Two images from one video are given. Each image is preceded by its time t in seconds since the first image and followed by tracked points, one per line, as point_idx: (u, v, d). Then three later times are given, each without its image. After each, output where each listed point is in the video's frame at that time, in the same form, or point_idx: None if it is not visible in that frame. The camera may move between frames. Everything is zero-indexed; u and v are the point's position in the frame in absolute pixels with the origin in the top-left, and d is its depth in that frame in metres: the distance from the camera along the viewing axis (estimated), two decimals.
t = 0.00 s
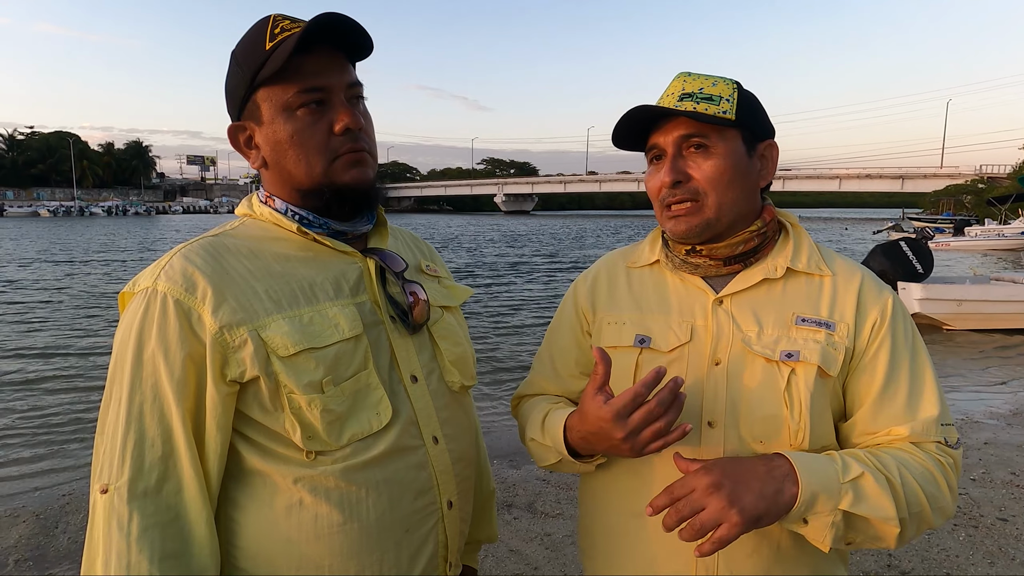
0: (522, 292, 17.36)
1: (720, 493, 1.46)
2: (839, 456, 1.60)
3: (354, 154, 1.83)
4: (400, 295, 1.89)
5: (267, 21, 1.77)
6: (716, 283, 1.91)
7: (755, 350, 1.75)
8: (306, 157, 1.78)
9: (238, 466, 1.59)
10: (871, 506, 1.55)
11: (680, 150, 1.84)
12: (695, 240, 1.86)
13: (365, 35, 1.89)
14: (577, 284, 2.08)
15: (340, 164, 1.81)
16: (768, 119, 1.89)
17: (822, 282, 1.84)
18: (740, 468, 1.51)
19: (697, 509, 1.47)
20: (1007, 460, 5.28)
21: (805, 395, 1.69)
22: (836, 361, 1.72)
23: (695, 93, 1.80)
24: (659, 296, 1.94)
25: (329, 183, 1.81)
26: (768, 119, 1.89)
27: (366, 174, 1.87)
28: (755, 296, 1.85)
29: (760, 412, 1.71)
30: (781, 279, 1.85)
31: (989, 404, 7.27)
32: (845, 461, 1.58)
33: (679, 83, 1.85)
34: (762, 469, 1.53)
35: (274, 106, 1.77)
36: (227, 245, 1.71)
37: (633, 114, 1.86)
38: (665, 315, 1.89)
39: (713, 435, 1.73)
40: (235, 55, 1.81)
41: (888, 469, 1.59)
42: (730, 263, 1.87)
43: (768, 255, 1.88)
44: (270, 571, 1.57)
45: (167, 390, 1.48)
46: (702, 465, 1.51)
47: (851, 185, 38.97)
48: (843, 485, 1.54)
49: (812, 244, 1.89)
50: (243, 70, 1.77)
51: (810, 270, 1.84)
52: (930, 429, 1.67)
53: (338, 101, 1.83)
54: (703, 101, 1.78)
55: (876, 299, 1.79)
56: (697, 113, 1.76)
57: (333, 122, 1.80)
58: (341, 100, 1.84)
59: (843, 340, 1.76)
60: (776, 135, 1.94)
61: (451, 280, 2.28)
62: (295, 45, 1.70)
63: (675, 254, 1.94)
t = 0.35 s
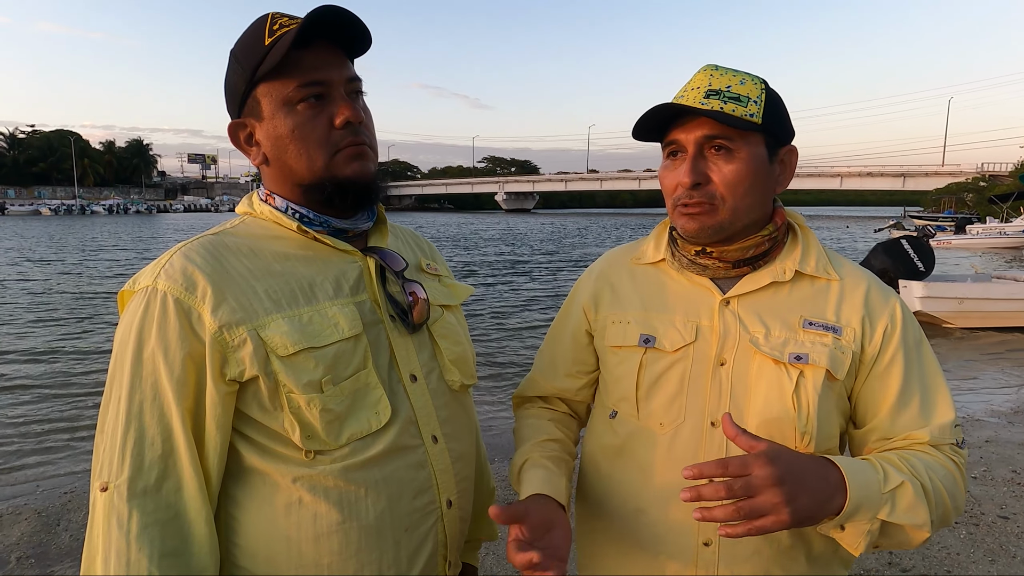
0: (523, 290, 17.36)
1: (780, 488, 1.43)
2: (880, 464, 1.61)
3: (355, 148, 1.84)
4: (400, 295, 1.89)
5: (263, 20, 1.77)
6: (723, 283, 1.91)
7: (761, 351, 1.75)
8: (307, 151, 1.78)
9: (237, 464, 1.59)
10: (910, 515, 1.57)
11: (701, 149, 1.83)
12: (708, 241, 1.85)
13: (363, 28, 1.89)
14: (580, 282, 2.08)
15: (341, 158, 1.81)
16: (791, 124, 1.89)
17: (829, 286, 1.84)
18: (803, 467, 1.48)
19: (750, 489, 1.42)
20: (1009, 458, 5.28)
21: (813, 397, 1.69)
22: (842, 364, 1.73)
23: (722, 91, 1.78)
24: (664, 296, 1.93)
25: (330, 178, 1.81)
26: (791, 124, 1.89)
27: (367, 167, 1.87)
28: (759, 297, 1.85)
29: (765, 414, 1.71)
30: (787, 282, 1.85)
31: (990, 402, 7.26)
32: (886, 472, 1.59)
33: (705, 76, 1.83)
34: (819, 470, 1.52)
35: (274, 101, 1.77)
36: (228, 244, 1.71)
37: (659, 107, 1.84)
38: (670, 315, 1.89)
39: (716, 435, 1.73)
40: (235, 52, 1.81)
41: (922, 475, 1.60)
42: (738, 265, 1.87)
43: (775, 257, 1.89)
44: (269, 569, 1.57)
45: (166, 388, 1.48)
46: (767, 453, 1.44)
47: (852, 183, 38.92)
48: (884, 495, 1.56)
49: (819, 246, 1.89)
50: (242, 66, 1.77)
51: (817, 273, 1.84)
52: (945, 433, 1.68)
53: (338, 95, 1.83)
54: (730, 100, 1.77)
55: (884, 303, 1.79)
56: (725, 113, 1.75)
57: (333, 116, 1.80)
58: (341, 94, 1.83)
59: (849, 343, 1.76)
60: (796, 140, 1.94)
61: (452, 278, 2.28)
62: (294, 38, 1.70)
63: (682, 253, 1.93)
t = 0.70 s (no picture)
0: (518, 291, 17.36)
1: (762, 464, 1.42)
2: (873, 461, 1.59)
3: (348, 148, 1.83)
4: (393, 296, 1.87)
5: (256, 20, 1.76)
6: (720, 282, 1.91)
7: (756, 351, 1.75)
8: (300, 151, 1.77)
9: (229, 467, 1.58)
10: (892, 513, 1.56)
11: (715, 130, 1.85)
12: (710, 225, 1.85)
13: (357, 28, 1.88)
14: (576, 278, 2.09)
15: (334, 158, 1.80)
16: (802, 133, 1.92)
17: (824, 288, 1.85)
18: (793, 455, 1.47)
19: (731, 453, 1.41)
20: (1000, 457, 5.31)
21: (806, 397, 1.71)
22: (836, 366, 1.74)
23: (746, 79, 1.82)
24: (660, 294, 1.93)
25: (324, 177, 1.80)
26: (802, 132, 1.92)
27: (362, 167, 1.86)
28: (755, 298, 1.85)
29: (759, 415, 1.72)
30: (783, 282, 1.86)
31: (981, 401, 7.31)
32: (876, 468, 1.58)
33: (731, 67, 1.87)
34: (810, 461, 1.51)
35: (267, 101, 1.76)
36: (220, 245, 1.71)
37: (682, 78, 1.87)
38: (666, 313, 1.89)
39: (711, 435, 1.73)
40: (226, 52, 1.80)
41: (911, 474, 1.60)
42: (738, 259, 1.86)
43: (773, 256, 1.89)
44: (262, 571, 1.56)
45: (157, 390, 1.47)
46: (765, 428, 1.43)
47: (845, 184, 39.11)
48: (867, 491, 1.56)
49: (815, 248, 1.90)
50: (234, 67, 1.77)
51: (813, 274, 1.84)
52: (938, 437, 1.67)
53: (331, 95, 1.83)
54: (752, 89, 1.80)
55: (878, 306, 1.81)
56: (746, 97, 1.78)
57: (326, 116, 1.79)
58: (334, 94, 1.83)
59: (844, 345, 1.77)
60: (806, 146, 1.97)
61: (445, 279, 2.28)
62: (287, 39, 1.69)
63: (682, 245, 1.94)
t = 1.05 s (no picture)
0: (516, 292, 17.36)
1: (751, 491, 1.42)
2: (870, 472, 1.61)
3: (346, 149, 1.84)
4: (391, 296, 1.88)
5: (254, 20, 1.76)
6: (721, 283, 1.92)
7: (756, 351, 1.76)
8: (298, 153, 1.78)
9: (228, 465, 1.58)
10: (896, 525, 1.57)
11: (699, 152, 1.82)
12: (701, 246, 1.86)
13: (355, 30, 1.88)
14: (579, 274, 2.08)
15: (333, 159, 1.81)
16: (796, 132, 1.88)
17: (825, 290, 1.85)
18: (782, 476, 1.47)
19: (718, 484, 1.42)
20: (997, 458, 5.33)
21: (805, 399, 1.71)
22: (835, 367, 1.74)
23: (728, 92, 1.79)
24: (661, 293, 1.94)
25: (322, 178, 1.80)
26: (796, 132, 1.88)
27: (360, 168, 1.87)
28: (755, 299, 1.86)
29: (757, 415, 1.73)
30: (784, 285, 1.87)
31: (978, 401, 7.33)
32: (874, 481, 1.59)
33: (715, 77, 1.83)
34: (803, 480, 1.50)
35: (265, 102, 1.77)
36: (218, 243, 1.71)
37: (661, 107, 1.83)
38: (667, 312, 1.89)
39: (711, 434, 1.74)
40: (224, 53, 1.80)
41: (910, 482, 1.62)
42: (734, 266, 1.88)
43: (772, 262, 1.90)
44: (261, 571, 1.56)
45: (155, 390, 1.47)
46: (749, 454, 1.43)
47: (842, 185, 39.19)
48: (867, 504, 1.56)
49: (818, 251, 1.90)
50: (231, 69, 1.77)
51: (814, 278, 1.85)
52: (940, 441, 1.69)
53: (329, 96, 1.83)
54: (735, 104, 1.77)
55: (879, 309, 1.82)
56: (727, 117, 1.76)
57: (325, 117, 1.80)
58: (332, 95, 1.84)
59: (844, 347, 1.77)
60: (801, 146, 1.93)
61: (442, 279, 2.28)
62: (284, 40, 1.69)
63: (680, 251, 1.94)
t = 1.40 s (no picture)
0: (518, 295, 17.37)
1: (805, 568, 1.44)
2: (897, 510, 1.63)
3: (347, 156, 1.84)
4: (392, 298, 1.89)
5: (257, 27, 1.78)
6: (722, 296, 1.92)
7: (761, 363, 1.76)
8: (299, 159, 1.79)
9: (229, 467, 1.59)
10: (926, 554, 1.62)
11: (688, 176, 1.81)
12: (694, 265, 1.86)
13: (358, 37, 1.90)
14: (579, 290, 2.09)
15: (334, 165, 1.81)
16: (792, 148, 1.85)
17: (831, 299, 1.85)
18: (830, 542, 1.48)
19: (775, 567, 1.42)
20: (1001, 462, 5.31)
21: (813, 411, 1.71)
22: (841, 378, 1.75)
23: (717, 112, 1.78)
24: (662, 306, 1.94)
25: (324, 184, 1.81)
26: (792, 147, 1.85)
27: (361, 175, 1.87)
28: (758, 310, 1.86)
29: (764, 429, 1.71)
30: (788, 296, 1.87)
31: (982, 406, 7.31)
32: (903, 519, 1.61)
33: (705, 94, 1.83)
34: (847, 541, 1.52)
35: (267, 109, 1.78)
36: (220, 247, 1.72)
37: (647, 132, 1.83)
38: (670, 325, 1.89)
39: (717, 447, 1.74)
40: (228, 59, 1.81)
41: (933, 508, 1.64)
42: (734, 281, 1.88)
43: (774, 272, 1.90)
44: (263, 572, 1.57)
45: (157, 390, 1.48)
46: (800, 532, 1.44)
47: (845, 188, 39.15)
48: (900, 545, 1.59)
49: (821, 256, 1.90)
50: (234, 75, 1.78)
51: (817, 287, 1.85)
52: (947, 448, 1.74)
53: (331, 103, 1.84)
54: (723, 125, 1.76)
55: (882, 316, 1.82)
56: (715, 140, 1.75)
57: (326, 124, 1.81)
58: (333, 102, 1.84)
59: (847, 356, 1.78)
60: (796, 162, 1.90)
61: (443, 280, 2.29)
62: (286, 47, 1.70)
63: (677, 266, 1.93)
